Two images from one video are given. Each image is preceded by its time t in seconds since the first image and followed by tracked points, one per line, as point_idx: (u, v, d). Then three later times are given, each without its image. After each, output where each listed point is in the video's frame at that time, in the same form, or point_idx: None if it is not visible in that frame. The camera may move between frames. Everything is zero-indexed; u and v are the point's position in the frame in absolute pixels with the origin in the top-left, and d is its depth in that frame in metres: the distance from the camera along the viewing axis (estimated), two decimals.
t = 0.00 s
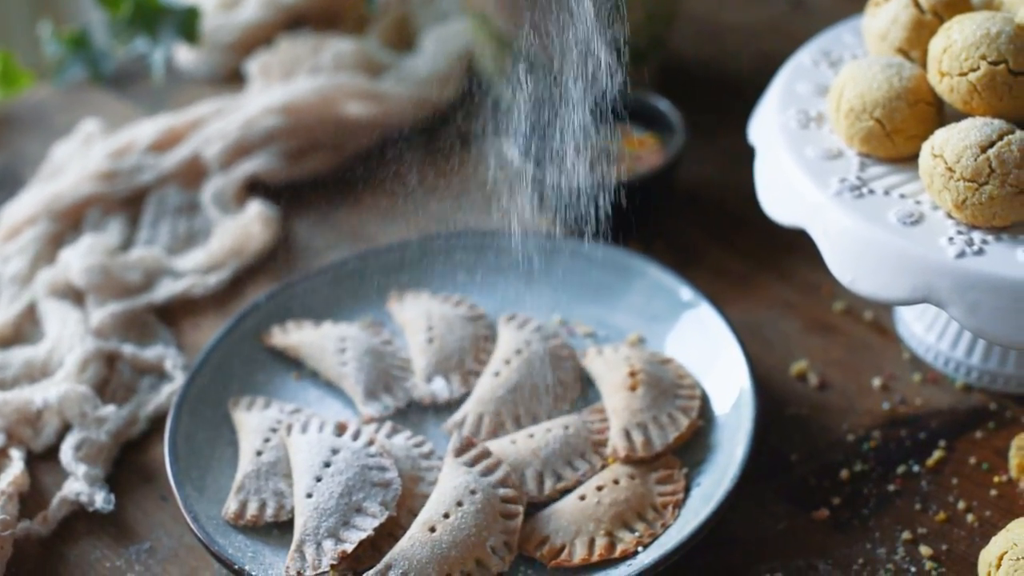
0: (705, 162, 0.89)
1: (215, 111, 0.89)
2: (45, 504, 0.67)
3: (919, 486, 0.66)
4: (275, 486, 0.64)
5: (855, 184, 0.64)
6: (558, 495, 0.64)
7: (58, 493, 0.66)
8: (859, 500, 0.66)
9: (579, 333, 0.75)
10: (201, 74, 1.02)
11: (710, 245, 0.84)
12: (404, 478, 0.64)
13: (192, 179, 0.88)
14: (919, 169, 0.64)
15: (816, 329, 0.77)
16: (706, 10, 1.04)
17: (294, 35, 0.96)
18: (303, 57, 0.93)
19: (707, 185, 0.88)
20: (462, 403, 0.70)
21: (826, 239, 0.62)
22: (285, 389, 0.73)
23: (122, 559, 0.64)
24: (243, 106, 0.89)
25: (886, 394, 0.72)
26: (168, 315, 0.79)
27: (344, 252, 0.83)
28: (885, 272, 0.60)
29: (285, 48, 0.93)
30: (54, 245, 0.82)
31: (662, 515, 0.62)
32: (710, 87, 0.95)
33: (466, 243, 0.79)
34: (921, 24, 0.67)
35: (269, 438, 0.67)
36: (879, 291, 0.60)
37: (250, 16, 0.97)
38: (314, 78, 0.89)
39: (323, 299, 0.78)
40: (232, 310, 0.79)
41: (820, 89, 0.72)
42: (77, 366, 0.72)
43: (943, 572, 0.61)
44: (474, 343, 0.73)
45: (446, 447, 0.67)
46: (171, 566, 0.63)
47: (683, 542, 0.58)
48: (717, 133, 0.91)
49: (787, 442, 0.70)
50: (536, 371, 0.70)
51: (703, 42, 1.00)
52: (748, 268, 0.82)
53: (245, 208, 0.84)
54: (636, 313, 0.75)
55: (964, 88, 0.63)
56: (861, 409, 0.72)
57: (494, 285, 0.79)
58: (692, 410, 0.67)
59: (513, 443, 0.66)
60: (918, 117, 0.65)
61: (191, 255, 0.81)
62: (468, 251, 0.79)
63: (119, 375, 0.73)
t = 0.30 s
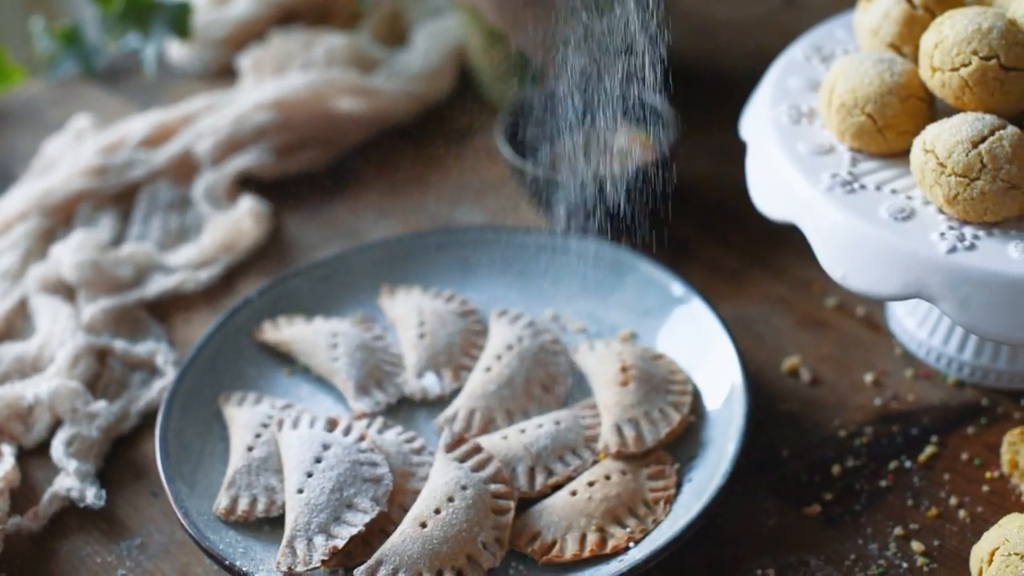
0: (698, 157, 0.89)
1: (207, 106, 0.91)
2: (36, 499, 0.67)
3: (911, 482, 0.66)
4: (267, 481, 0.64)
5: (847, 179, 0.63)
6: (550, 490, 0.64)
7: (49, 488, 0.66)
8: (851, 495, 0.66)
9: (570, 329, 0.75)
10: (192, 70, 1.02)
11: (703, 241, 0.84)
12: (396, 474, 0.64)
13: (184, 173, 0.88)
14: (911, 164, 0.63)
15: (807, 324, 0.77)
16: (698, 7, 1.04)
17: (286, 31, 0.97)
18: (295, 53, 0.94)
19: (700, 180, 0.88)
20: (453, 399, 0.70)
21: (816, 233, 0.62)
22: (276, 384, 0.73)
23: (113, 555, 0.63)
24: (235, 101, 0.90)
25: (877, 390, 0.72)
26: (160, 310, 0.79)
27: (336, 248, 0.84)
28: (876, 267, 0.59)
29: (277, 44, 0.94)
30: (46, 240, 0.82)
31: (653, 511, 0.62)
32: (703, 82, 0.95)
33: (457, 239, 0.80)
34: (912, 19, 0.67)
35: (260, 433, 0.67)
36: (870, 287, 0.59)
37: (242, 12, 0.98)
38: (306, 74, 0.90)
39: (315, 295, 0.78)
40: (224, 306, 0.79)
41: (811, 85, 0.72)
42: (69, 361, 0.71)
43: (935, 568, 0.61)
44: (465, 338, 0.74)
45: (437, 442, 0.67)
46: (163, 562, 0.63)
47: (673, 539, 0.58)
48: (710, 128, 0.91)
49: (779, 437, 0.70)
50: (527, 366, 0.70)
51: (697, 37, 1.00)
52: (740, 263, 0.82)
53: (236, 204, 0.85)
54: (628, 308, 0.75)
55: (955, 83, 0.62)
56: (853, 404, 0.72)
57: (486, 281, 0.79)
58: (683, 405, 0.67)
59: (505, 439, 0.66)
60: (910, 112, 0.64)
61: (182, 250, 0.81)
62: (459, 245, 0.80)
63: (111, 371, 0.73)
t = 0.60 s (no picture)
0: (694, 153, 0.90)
1: (202, 101, 0.91)
2: (30, 494, 0.67)
3: (907, 477, 0.66)
4: (261, 476, 0.64)
5: (842, 174, 0.63)
6: (545, 485, 0.64)
7: (43, 483, 0.66)
8: (847, 491, 0.66)
9: (566, 324, 0.75)
10: (187, 66, 1.03)
11: (700, 238, 0.84)
12: (391, 469, 0.64)
13: (180, 169, 0.88)
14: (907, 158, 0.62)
15: (803, 319, 0.77)
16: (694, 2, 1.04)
17: (281, 27, 0.97)
18: (290, 48, 0.94)
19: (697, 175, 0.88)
20: (449, 394, 0.70)
21: (813, 229, 0.61)
22: (271, 379, 0.73)
23: (107, 550, 0.63)
24: (230, 96, 0.91)
25: (873, 385, 0.72)
26: (155, 305, 0.79)
27: (332, 243, 0.84)
28: (873, 261, 0.59)
29: (272, 40, 0.94)
30: (41, 235, 0.82)
31: (649, 506, 0.61)
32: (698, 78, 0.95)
33: (453, 234, 0.80)
34: (908, 13, 0.66)
35: (255, 428, 0.67)
36: (865, 281, 0.59)
37: (238, 7, 0.99)
38: (301, 69, 0.90)
39: (310, 291, 0.78)
40: (219, 301, 0.79)
41: (807, 79, 0.72)
42: (63, 356, 0.71)
43: (931, 563, 0.61)
44: (460, 333, 0.73)
45: (432, 437, 0.67)
46: (157, 558, 0.63)
47: (668, 534, 0.57)
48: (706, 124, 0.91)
49: (775, 433, 0.70)
50: (522, 361, 0.70)
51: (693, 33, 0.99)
52: (737, 260, 0.82)
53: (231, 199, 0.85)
54: (624, 304, 0.75)
55: (951, 77, 0.61)
56: (849, 400, 0.72)
57: (482, 277, 0.79)
58: (679, 401, 0.67)
59: (500, 434, 0.66)
60: (906, 106, 0.63)
61: (177, 245, 0.81)
62: (454, 241, 0.80)
63: (106, 366, 0.73)
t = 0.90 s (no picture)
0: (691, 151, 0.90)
1: (199, 99, 0.91)
2: (26, 492, 0.67)
3: (904, 476, 0.66)
4: (257, 474, 0.64)
5: (839, 172, 0.63)
6: (541, 483, 0.64)
7: (39, 481, 0.66)
8: (843, 489, 0.66)
9: (563, 322, 0.75)
10: (184, 63, 1.03)
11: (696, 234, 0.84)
12: (387, 467, 0.64)
13: (177, 167, 0.88)
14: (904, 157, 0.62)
15: (800, 318, 0.78)
16: None
17: (278, 24, 0.97)
18: (287, 45, 0.94)
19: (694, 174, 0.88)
20: (445, 392, 0.70)
21: (811, 227, 0.61)
22: (268, 377, 0.72)
23: (103, 548, 0.63)
24: (226, 94, 0.91)
25: (870, 383, 0.72)
26: (152, 303, 0.79)
27: (329, 241, 0.84)
28: (870, 260, 0.59)
29: (269, 37, 0.94)
30: (37, 232, 0.82)
31: (645, 504, 0.61)
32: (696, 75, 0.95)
33: (449, 232, 0.80)
34: (906, 11, 0.66)
35: (251, 426, 0.67)
36: (862, 279, 0.59)
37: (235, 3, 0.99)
38: (297, 66, 0.90)
39: (307, 289, 0.78)
40: (215, 299, 0.79)
41: (804, 77, 0.71)
42: (59, 354, 0.71)
43: (928, 561, 0.61)
44: (457, 331, 0.73)
45: (429, 435, 0.67)
46: (152, 556, 0.63)
47: (664, 532, 0.57)
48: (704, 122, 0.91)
49: (772, 431, 0.70)
50: (519, 359, 0.70)
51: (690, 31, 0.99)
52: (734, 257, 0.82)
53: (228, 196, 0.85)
54: (621, 302, 0.75)
55: (948, 76, 0.61)
56: (846, 398, 0.72)
57: (479, 275, 0.79)
58: (675, 399, 0.67)
59: (496, 432, 0.66)
60: (903, 104, 0.63)
61: (174, 243, 0.81)
62: (451, 240, 0.80)
63: (102, 364, 0.73)
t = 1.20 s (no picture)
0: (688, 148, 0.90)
1: (195, 96, 0.91)
2: (22, 488, 0.66)
3: (900, 473, 0.66)
4: (253, 471, 0.64)
5: (837, 169, 0.62)
6: (537, 480, 0.64)
7: (35, 478, 0.66)
8: (840, 486, 0.66)
9: (558, 319, 0.75)
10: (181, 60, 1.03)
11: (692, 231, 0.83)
12: (383, 463, 0.64)
13: (173, 164, 0.88)
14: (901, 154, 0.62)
15: (797, 316, 0.78)
16: None
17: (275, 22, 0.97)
18: (284, 42, 0.94)
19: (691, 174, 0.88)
20: (441, 389, 0.70)
21: (808, 223, 0.61)
22: (264, 374, 0.72)
23: (99, 544, 0.63)
24: (222, 91, 0.91)
25: (866, 381, 0.72)
26: (148, 300, 0.79)
27: (325, 238, 0.84)
28: (867, 257, 0.58)
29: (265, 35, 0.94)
30: (33, 229, 0.82)
31: (641, 501, 0.61)
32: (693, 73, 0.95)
33: (445, 230, 0.80)
34: (903, 8, 0.66)
35: (247, 422, 0.67)
36: (858, 276, 0.59)
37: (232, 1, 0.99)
38: (294, 63, 0.90)
39: (303, 285, 0.78)
40: (212, 296, 0.79)
41: (801, 75, 0.71)
42: (55, 351, 0.71)
43: (924, 559, 0.61)
44: (454, 328, 0.73)
45: (425, 432, 0.67)
46: (149, 552, 0.62)
47: (660, 530, 0.57)
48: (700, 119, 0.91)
49: (768, 429, 0.70)
50: (515, 356, 0.70)
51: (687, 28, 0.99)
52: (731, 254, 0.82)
53: (224, 193, 0.85)
54: (617, 299, 0.75)
55: (945, 73, 0.61)
56: (842, 395, 0.72)
57: (475, 272, 0.79)
58: (672, 396, 0.67)
59: (492, 429, 0.66)
60: (900, 102, 0.63)
61: (171, 240, 0.81)
62: (448, 237, 0.80)
63: (98, 360, 0.73)
